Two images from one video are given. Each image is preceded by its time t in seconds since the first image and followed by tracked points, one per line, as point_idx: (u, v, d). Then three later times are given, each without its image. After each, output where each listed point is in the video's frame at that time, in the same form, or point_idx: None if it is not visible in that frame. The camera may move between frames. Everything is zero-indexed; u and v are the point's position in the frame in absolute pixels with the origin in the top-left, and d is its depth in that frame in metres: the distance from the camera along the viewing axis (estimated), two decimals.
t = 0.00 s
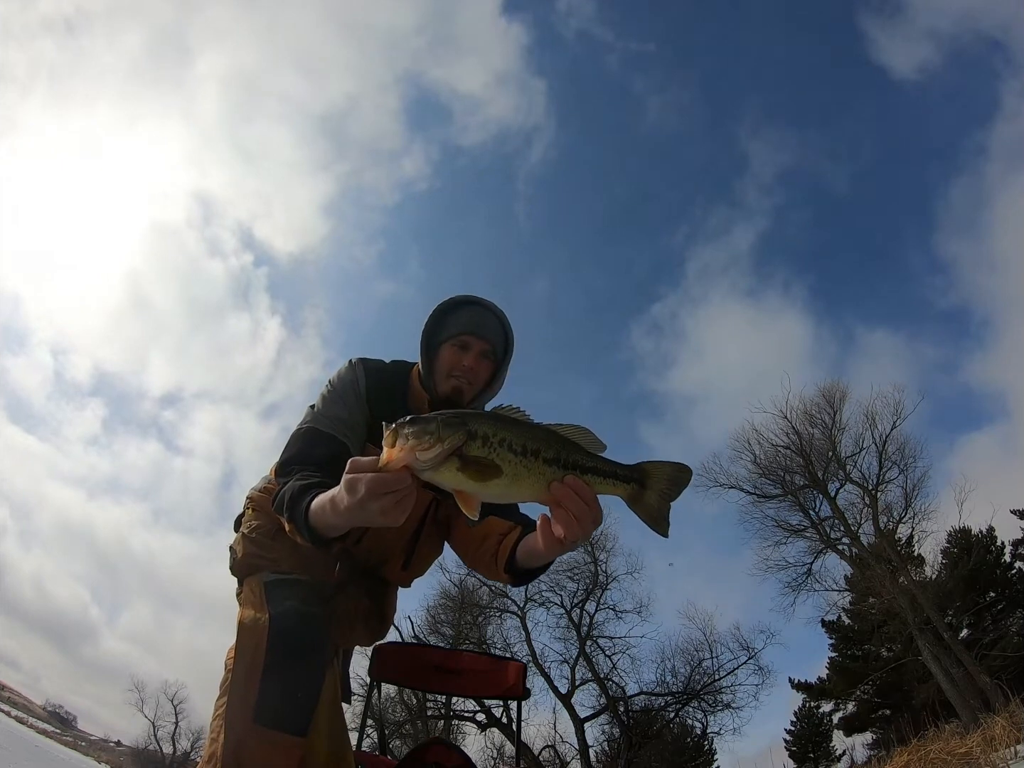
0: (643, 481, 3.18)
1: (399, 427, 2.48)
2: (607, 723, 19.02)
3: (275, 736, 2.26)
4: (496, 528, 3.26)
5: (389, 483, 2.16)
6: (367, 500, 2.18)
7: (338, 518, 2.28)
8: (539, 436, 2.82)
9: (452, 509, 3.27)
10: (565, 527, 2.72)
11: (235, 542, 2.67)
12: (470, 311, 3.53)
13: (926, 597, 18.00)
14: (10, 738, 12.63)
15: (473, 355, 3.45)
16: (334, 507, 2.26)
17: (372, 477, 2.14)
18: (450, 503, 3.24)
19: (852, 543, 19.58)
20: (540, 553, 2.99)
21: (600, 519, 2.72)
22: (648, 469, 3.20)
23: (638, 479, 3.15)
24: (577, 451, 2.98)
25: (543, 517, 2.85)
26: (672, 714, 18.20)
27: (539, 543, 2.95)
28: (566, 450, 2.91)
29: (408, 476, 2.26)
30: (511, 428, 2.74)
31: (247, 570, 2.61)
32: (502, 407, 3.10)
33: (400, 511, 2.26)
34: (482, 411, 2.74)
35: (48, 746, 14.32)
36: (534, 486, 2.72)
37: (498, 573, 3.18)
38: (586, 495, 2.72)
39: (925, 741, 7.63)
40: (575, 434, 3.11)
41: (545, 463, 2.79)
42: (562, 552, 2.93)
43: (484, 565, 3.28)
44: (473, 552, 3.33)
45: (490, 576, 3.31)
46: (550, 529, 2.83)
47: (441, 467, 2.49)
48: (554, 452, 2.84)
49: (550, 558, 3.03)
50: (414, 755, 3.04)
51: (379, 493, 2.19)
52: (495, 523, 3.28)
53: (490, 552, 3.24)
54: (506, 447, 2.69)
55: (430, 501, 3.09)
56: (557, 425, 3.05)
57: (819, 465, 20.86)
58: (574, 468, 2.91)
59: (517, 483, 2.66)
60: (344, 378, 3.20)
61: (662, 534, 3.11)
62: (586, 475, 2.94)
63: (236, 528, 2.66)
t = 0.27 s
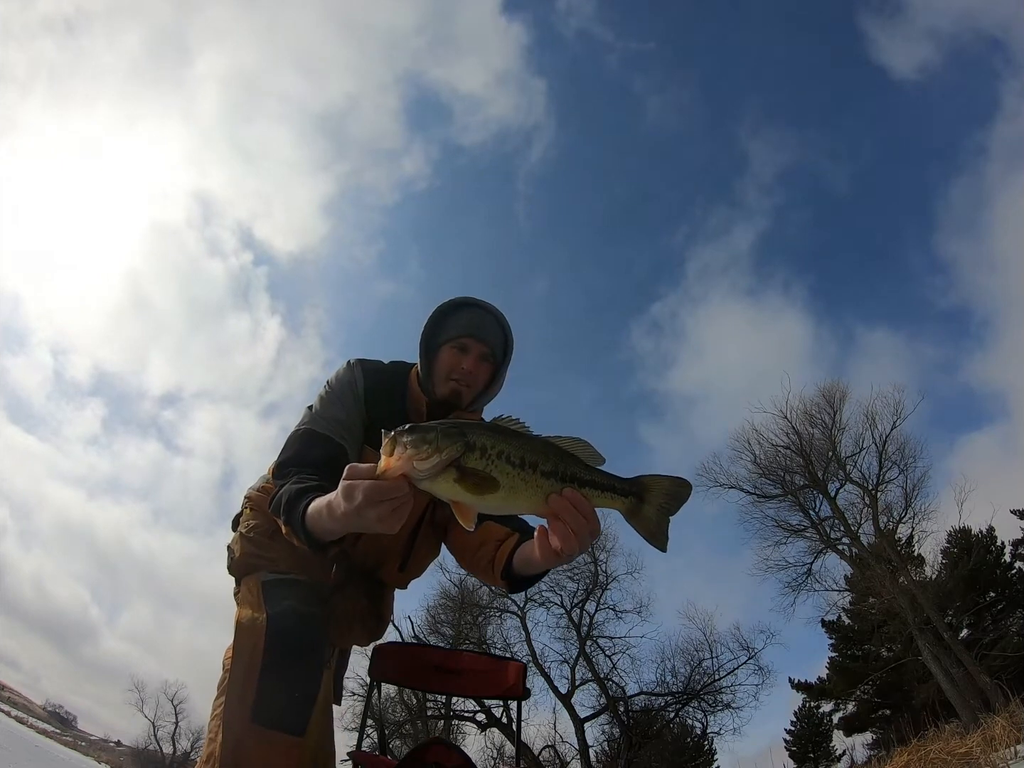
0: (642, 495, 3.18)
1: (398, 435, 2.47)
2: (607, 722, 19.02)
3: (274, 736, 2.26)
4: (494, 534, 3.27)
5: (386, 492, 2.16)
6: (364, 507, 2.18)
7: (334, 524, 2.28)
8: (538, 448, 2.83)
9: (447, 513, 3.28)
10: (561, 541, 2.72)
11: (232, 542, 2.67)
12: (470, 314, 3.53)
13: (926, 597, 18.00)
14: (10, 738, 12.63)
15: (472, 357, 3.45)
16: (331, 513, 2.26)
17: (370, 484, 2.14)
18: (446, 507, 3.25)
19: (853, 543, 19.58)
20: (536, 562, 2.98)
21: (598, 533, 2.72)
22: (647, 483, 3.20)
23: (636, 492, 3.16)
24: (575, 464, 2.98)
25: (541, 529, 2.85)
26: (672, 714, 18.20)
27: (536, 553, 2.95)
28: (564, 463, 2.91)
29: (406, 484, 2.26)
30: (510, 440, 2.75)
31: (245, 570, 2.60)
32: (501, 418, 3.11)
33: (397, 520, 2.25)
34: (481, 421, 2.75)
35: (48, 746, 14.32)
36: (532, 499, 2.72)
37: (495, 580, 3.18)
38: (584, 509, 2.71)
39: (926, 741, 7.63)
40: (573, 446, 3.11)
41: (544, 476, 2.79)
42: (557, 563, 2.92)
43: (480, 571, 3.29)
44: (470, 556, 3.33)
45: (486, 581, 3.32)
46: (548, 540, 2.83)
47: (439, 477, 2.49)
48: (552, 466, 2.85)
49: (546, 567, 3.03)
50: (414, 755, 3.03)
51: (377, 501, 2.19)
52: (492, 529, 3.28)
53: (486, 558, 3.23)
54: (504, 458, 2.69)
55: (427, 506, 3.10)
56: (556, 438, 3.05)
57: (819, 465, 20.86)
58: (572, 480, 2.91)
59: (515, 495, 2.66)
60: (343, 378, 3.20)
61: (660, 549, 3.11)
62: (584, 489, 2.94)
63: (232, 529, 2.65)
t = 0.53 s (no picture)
0: (642, 488, 3.18)
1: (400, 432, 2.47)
2: (607, 722, 19.03)
3: (274, 735, 2.26)
4: (494, 532, 3.27)
5: (387, 489, 2.16)
6: (366, 504, 2.18)
7: (336, 521, 2.28)
8: (538, 444, 2.82)
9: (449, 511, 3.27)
10: (563, 535, 2.71)
11: (232, 541, 2.67)
12: (468, 314, 3.53)
13: (926, 597, 18.00)
14: (10, 738, 12.63)
15: (471, 357, 3.44)
16: (332, 510, 2.26)
17: (371, 480, 2.14)
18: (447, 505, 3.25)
19: (853, 543, 19.58)
20: (536, 558, 2.98)
21: (599, 526, 2.72)
22: (646, 477, 3.20)
23: (636, 485, 3.15)
24: (576, 459, 2.98)
25: (541, 523, 2.85)
26: (672, 714, 18.20)
27: (536, 550, 2.95)
28: (564, 458, 2.92)
29: (407, 481, 2.26)
30: (511, 435, 2.75)
31: (245, 569, 2.60)
32: (501, 414, 3.11)
33: (397, 517, 2.25)
34: (482, 417, 2.74)
35: (48, 746, 14.33)
36: (533, 494, 2.72)
37: (495, 577, 3.18)
38: (586, 503, 2.71)
39: (925, 741, 7.64)
40: (573, 441, 3.11)
41: (544, 472, 2.79)
42: (557, 558, 2.92)
43: (480, 569, 3.30)
44: (469, 554, 3.34)
45: (486, 578, 3.32)
46: (548, 535, 2.83)
47: (440, 473, 2.49)
48: (553, 461, 2.85)
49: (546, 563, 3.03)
50: (414, 755, 3.03)
51: (378, 498, 2.19)
52: (492, 527, 3.29)
53: (485, 555, 3.24)
54: (504, 454, 2.69)
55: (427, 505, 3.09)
56: (555, 433, 3.05)
57: (820, 465, 20.86)
58: (572, 475, 2.91)
59: (516, 491, 2.66)
60: (342, 378, 3.20)
61: (663, 541, 3.11)
62: (584, 483, 2.94)
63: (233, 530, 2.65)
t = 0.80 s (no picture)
0: (641, 489, 3.19)
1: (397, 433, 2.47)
2: (607, 722, 19.03)
3: (273, 736, 2.26)
4: (495, 531, 3.28)
5: (385, 487, 2.16)
6: (364, 502, 2.18)
7: (334, 519, 2.28)
8: (537, 445, 2.82)
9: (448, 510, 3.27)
10: (562, 536, 2.71)
11: (231, 541, 2.67)
12: (467, 313, 3.53)
13: (926, 597, 18.00)
14: (10, 738, 12.63)
15: (470, 356, 3.45)
16: (331, 507, 2.26)
17: (369, 479, 2.14)
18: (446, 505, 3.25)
19: (852, 543, 19.58)
20: (535, 558, 2.98)
21: (598, 527, 2.72)
22: (646, 478, 3.20)
23: (636, 486, 3.16)
24: (575, 460, 2.98)
25: (540, 523, 2.85)
26: (672, 714, 18.20)
27: (535, 549, 2.95)
28: (563, 458, 2.92)
29: (405, 479, 2.26)
30: (509, 435, 2.75)
31: (245, 569, 2.61)
32: (501, 414, 3.11)
33: (396, 515, 2.26)
34: (480, 418, 2.75)
35: (48, 745, 14.33)
36: (531, 495, 2.72)
37: (495, 576, 3.19)
38: (585, 503, 2.71)
39: (926, 741, 7.64)
40: (572, 442, 3.12)
41: (543, 472, 2.79)
42: (556, 558, 2.92)
43: (479, 568, 3.30)
44: (469, 554, 3.34)
45: (486, 578, 3.33)
46: (547, 535, 2.83)
47: (438, 472, 2.49)
48: (551, 462, 2.85)
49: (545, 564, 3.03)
50: (414, 755, 3.03)
51: (376, 496, 2.19)
52: (491, 527, 3.29)
53: (485, 555, 3.24)
54: (502, 454, 2.69)
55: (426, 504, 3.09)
56: (555, 433, 3.05)
57: (819, 465, 20.86)
58: (571, 476, 2.91)
59: (514, 492, 2.66)
60: (342, 378, 3.20)
61: (662, 542, 3.12)
62: (583, 484, 2.94)
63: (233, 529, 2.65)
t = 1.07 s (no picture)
0: (642, 489, 3.18)
1: (400, 431, 2.48)
2: (607, 722, 19.03)
3: (272, 736, 2.26)
4: (496, 530, 3.28)
5: (386, 485, 2.16)
6: (366, 500, 2.18)
7: (337, 516, 2.28)
8: (538, 445, 2.82)
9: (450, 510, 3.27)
10: (562, 536, 2.70)
11: (232, 541, 2.67)
12: (466, 314, 3.53)
13: (926, 597, 18.00)
14: (9, 738, 12.62)
15: (470, 356, 3.44)
16: (333, 505, 2.26)
17: (372, 476, 2.14)
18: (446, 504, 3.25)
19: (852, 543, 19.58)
20: (536, 558, 2.98)
21: (599, 528, 2.72)
22: (647, 478, 3.20)
23: (637, 486, 3.15)
24: (576, 460, 2.98)
25: (540, 523, 2.84)
26: (672, 714, 18.20)
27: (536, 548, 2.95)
28: (564, 459, 2.91)
29: (408, 478, 2.26)
30: (510, 435, 2.75)
31: (245, 569, 2.61)
32: (503, 415, 3.11)
33: (397, 514, 2.26)
34: (482, 417, 2.75)
35: (48, 745, 14.34)
36: (532, 495, 2.72)
37: (495, 575, 3.19)
38: (586, 504, 2.71)
39: (925, 741, 7.64)
40: (573, 442, 3.11)
41: (543, 473, 2.78)
42: (556, 558, 2.92)
43: (479, 567, 3.30)
44: (469, 553, 3.35)
45: (486, 578, 3.33)
46: (547, 535, 2.82)
47: (440, 471, 2.49)
48: (552, 463, 2.84)
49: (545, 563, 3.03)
50: (415, 755, 3.03)
51: (378, 494, 2.19)
52: (492, 526, 3.29)
53: (484, 553, 3.26)
54: (504, 454, 2.69)
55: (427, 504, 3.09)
56: (556, 434, 3.05)
57: (819, 465, 20.86)
58: (573, 477, 2.91)
59: (515, 491, 2.65)
60: (341, 379, 3.20)
61: (664, 543, 3.11)
62: (584, 484, 2.94)
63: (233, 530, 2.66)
